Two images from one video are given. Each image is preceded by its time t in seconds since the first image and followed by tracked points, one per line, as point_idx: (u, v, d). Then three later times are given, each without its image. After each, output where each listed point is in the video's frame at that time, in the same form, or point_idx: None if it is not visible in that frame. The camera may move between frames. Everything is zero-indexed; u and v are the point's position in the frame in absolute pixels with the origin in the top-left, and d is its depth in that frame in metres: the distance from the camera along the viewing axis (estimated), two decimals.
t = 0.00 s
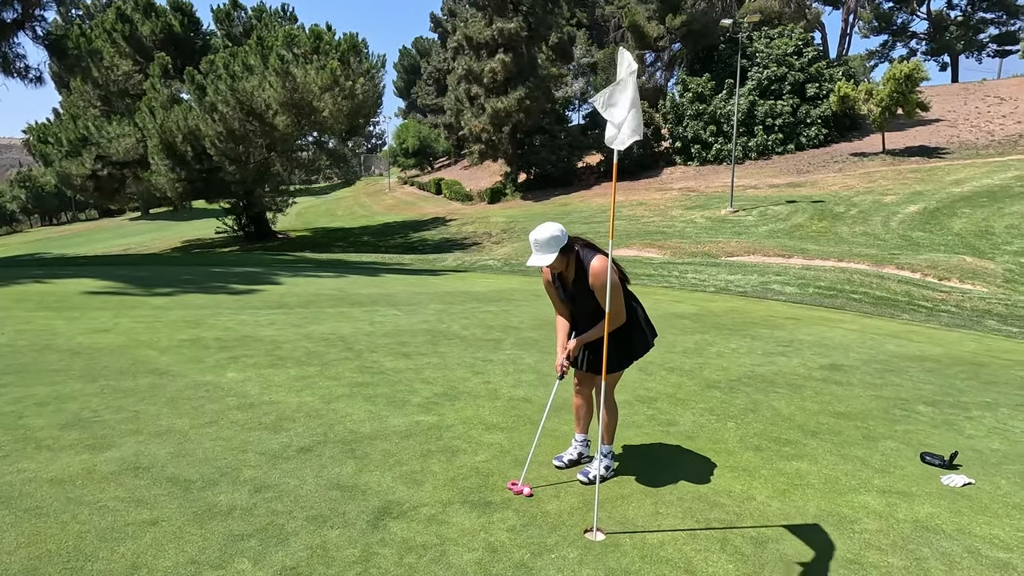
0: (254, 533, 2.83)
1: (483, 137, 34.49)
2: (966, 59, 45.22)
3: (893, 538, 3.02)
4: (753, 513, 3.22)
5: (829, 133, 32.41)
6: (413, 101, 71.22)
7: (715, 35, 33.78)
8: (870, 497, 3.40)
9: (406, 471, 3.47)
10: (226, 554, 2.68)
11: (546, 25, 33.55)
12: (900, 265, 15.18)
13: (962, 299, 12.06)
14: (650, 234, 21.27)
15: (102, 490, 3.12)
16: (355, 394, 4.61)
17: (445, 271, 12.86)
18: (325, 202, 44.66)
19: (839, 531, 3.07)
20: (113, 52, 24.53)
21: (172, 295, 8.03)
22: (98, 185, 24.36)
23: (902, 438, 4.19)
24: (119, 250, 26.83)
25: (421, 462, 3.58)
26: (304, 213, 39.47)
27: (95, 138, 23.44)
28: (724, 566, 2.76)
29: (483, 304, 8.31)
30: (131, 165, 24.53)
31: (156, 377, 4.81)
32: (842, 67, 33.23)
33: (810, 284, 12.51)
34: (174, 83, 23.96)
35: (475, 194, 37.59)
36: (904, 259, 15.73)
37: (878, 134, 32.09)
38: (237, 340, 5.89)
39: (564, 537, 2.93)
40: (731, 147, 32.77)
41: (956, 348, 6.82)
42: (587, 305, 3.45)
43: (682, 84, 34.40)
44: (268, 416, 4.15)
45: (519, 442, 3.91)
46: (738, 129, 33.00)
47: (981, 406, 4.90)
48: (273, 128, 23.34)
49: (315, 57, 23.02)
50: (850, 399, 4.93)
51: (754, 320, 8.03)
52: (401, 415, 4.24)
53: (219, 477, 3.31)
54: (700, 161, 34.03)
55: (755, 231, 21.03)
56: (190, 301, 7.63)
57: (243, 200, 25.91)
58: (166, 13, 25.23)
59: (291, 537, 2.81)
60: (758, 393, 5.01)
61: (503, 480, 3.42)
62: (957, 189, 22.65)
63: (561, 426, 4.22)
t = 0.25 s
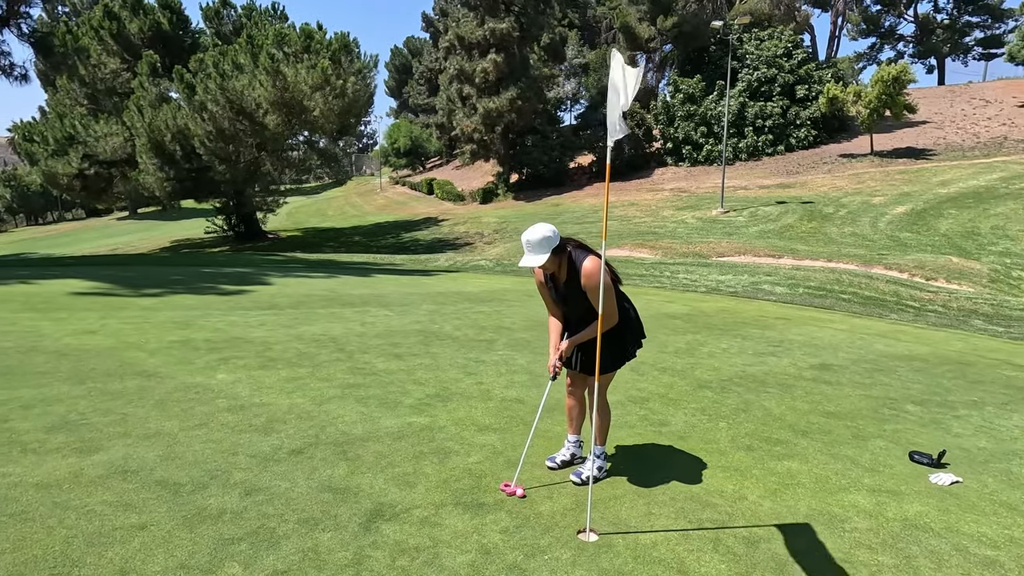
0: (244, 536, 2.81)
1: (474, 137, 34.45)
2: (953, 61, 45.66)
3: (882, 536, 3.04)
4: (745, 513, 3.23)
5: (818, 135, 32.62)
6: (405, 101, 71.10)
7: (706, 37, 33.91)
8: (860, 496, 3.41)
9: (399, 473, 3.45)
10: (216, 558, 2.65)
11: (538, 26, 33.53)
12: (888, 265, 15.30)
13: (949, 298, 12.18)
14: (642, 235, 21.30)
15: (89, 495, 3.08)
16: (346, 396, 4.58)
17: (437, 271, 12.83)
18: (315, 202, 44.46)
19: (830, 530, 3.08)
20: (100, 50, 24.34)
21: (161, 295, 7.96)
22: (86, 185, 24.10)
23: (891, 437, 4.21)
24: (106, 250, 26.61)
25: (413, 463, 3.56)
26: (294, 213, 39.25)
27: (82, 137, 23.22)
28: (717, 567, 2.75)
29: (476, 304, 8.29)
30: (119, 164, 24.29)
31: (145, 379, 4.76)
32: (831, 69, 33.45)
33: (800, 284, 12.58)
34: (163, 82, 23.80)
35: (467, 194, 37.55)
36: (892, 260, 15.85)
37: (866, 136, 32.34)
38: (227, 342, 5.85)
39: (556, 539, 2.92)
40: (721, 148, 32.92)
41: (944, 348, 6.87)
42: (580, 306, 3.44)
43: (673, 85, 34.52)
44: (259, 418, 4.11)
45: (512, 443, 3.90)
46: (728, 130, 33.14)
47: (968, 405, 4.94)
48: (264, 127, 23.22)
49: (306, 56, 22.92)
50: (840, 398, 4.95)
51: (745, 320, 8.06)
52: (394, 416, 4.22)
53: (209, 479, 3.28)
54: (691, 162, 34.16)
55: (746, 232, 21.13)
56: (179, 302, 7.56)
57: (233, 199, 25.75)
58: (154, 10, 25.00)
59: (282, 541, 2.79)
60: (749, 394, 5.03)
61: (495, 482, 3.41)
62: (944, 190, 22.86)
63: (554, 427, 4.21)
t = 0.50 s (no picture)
0: (241, 537, 2.80)
1: (471, 136, 34.43)
2: (946, 62, 45.84)
3: (877, 535, 3.05)
4: (741, 512, 3.23)
5: (813, 135, 32.71)
6: (401, 100, 71.03)
7: (702, 37, 33.96)
8: (855, 494, 3.42)
9: (396, 473, 3.44)
10: (212, 559, 2.64)
11: (534, 25, 33.53)
12: (882, 265, 15.35)
13: (943, 298, 12.22)
14: (638, 235, 21.31)
15: (84, 496, 3.06)
16: (343, 396, 4.57)
17: (432, 271, 12.83)
18: (311, 202, 44.36)
19: (826, 529, 3.09)
20: (94, 49, 24.35)
21: (156, 295, 7.93)
22: (79, 184, 23.95)
23: (885, 436, 4.23)
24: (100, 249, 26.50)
25: (410, 464, 3.55)
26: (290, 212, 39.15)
27: (76, 135, 23.12)
28: (713, 566, 2.76)
29: (472, 304, 8.28)
30: (113, 163, 24.17)
31: (140, 380, 4.74)
32: (826, 70, 33.56)
33: (795, 284, 12.61)
34: (157, 81, 23.73)
35: (463, 194, 37.52)
36: (886, 259, 15.90)
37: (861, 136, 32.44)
38: (222, 342, 5.83)
39: (554, 539, 2.92)
40: (717, 148, 32.98)
41: (938, 347, 6.90)
42: (576, 306, 3.44)
43: (669, 85, 34.56)
44: (255, 419, 4.10)
45: (509, 443, 3.90)
46: (724, 130, 33.20)
47: (962, 404, 4.95)
48: (259, 127, 23.16)
49: (301, 55, 22.88)
50: (835, 397, 4.96)
51: (741, 319, 8.07)
52: (390, 417, 4.21)
53: (205, 480, 3.27)
54: (686, 162, 34.22)
55: (741, 232, 21.17)
56: (174, 302, 7.53)
57: (228, 199, 25.65)
58: (149, 9, 24.90)
59: (279, 542, 2.78)
60: (745, 393, 5.04)
61: (493, 482, 3.40)
62: (937, 190, 22.95)
63: (550, 426, 4.21)
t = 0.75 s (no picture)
0: (232, 539, 2.78)
1: (463, 135, 34.39)
2: (934, 63, 46.19)
3: (867, 532, 3.06)
4: (733, 510, 3.24)
5: (803, 135, 32.89)
6: (393, 99, 70.85)
7: (694, 37, 34.06)
8: (846, 492, 3.44)
9: (389, 474, 3.43)
10: (203, 561, 2.62)
11: (526, 24, 33.51)
12: (872, 264, 15.45)
13: (931, 297, 12.32)
14: (630, 234, 21.35)
15: (73, 499, 3.03)
16: (335, 396, 4.55)
17: (425, 271, 12.81)
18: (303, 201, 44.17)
19: (817, 526, 3.11)
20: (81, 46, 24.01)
21: (145, 296, 7.86)
22: (67, 183, 23.71)
23: (875, 434, 4.25)
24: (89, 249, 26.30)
25: (403, 464, 3.54)
26: (281, 212, 38.99)
27: (63, 134, 22.88)
28: (706, 564, 2.77)
29: (465, 304, 8.26)
30: (101, 162, 23.96)
31: (130, 381, 4.70)
32: (816, 70, 33.75)
33: (787, 283, 12.67)
34: (146, 79, 23.57)
35: (456, 193, 37.46)
36: (875, 258, 16.01)
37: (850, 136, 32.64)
38: (213, 342, 5.79)
39: (547, 538, 2.92)
40: (708, 148, 33.08)
41: (926, 345, 6.95)
42: (568, 306, 3.45)
43: (661, 85, 34.64)
44: (247, 420, 4.08)
45: (502, 443, 3.89)
46: (715, 130, 33.28)
47: (950, 401, 4.99)
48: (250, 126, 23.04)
49: (293, 53, 22.78)
50: (826, 396, 4.99)
51: (732, 318, 8.11)
52: (383, 417, 4.20)
53: (197, 482, 3.25)
54: (678, 161, 34.32)
55: (732, 231, 21.26)
56: (164, 302, 7.48)
57: (219, 198, 25.50)
58: (137, 6, 24.69)
59: (271, 543, 2.76)
60: (738, 392, 5.05)
61: (489, 482, 3.39)
62: (926, 189, 23.12)
63: (544, 426, 4.20)
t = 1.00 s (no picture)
0: (221, 541, 2.76)
1: (453, 135, 34.31)
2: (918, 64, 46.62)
3: (855, 527, 3.08)
4: (723, 507, 3.25)
5: (791, 135, 33.10)
6: (383, 98, 70.64)
7: (683, 37, 34.20)
8: (833, 488, 3.46)
9: (380, 474, 3.41)
10: (192, 564, 2.60)
11: (516, 23, 33.48)
12: (859, 262, 15.57)
13: (916, 294, 12.42)
14: (620, 233, 21.40)
15: (58, 502, 3.00)
16: (325, 397, 4.53)
17: (415, 271, 12.78)
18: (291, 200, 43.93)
19: (805, 521, 3.12)
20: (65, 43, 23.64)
21: (131, 296, 7.79)
22: (50, 182, 23.41)
23: (863, 430, 4.27)
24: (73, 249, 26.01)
25: (394, 464, 3.52)
26: (270, 211, 38.77)
27: (46, 132, 22.58)
28: (696, 560, 2.77)
29: (456, 304, 8.25)
30: (85, 160, 23.70)
31: (115, 382, 4.65)
32: (803, 71, 33.97)
33: (775, 282, 12.73)
34: (131, 77, 23.43)
35: (446, 193, 37.38)
36: (862, 257, 16.13)
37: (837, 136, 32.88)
38: (201, 343, 5.74)
39: (539, 537, 2.91)
40: (697, 148, 33.20)
41: (912, 342, 7.01)
42: (560, 305, 3.44)
43: (651, 85, 34.73)
44: (236, 421, 4.05)
45: (493, 442, 3.89)
46: (704, 130, 33.40)
47: (935, 397, 5.03)
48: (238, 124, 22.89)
49: (281, 52, 22.64)
50: (814, 393, 5.02)
51: (721, 316, 8.15)
52: (373, 417, 4.18)
53: (185, 484, 3.21)
54: (668, 161, 34.43)
55: (721, 230, 21.35)
56: (150, 303, 7.41)
57: (206, 197, 25.30)
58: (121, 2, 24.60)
59: (260, 545, 2.74)
60: (727, 389, 5.07)
61: (480, 482, 3.38)
62: (911, 189, 23.33)
63: (535, 425, 4.20)
